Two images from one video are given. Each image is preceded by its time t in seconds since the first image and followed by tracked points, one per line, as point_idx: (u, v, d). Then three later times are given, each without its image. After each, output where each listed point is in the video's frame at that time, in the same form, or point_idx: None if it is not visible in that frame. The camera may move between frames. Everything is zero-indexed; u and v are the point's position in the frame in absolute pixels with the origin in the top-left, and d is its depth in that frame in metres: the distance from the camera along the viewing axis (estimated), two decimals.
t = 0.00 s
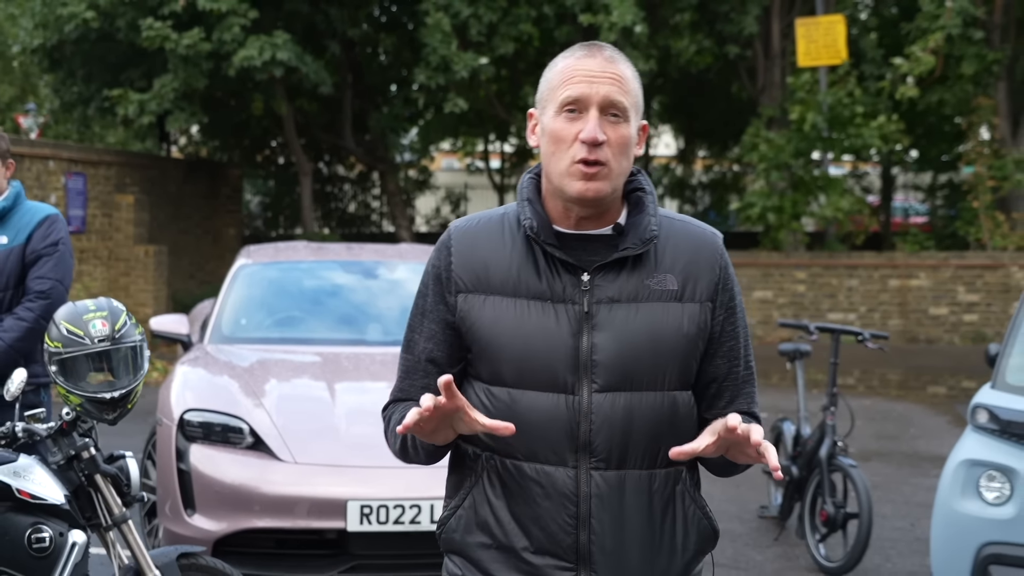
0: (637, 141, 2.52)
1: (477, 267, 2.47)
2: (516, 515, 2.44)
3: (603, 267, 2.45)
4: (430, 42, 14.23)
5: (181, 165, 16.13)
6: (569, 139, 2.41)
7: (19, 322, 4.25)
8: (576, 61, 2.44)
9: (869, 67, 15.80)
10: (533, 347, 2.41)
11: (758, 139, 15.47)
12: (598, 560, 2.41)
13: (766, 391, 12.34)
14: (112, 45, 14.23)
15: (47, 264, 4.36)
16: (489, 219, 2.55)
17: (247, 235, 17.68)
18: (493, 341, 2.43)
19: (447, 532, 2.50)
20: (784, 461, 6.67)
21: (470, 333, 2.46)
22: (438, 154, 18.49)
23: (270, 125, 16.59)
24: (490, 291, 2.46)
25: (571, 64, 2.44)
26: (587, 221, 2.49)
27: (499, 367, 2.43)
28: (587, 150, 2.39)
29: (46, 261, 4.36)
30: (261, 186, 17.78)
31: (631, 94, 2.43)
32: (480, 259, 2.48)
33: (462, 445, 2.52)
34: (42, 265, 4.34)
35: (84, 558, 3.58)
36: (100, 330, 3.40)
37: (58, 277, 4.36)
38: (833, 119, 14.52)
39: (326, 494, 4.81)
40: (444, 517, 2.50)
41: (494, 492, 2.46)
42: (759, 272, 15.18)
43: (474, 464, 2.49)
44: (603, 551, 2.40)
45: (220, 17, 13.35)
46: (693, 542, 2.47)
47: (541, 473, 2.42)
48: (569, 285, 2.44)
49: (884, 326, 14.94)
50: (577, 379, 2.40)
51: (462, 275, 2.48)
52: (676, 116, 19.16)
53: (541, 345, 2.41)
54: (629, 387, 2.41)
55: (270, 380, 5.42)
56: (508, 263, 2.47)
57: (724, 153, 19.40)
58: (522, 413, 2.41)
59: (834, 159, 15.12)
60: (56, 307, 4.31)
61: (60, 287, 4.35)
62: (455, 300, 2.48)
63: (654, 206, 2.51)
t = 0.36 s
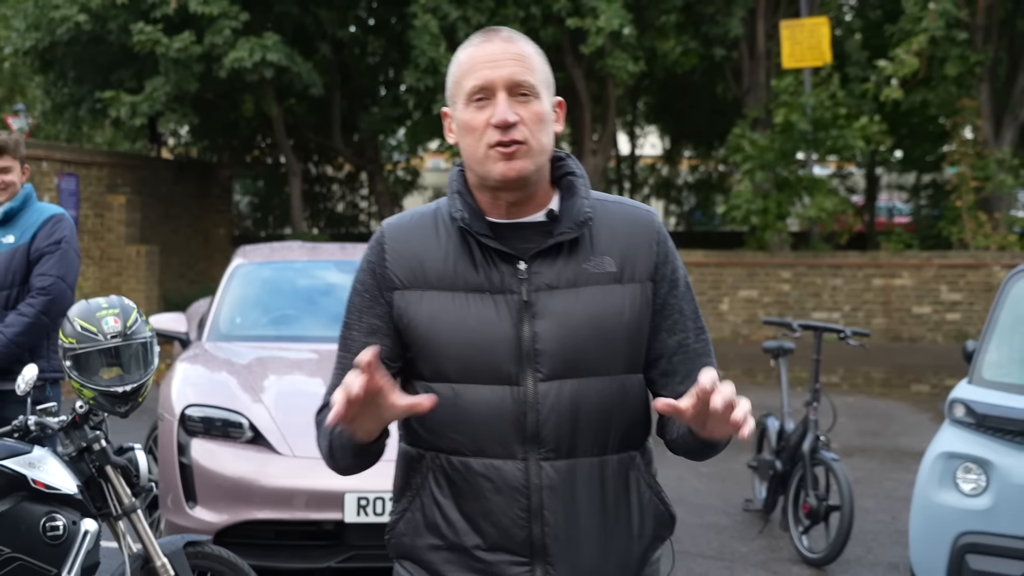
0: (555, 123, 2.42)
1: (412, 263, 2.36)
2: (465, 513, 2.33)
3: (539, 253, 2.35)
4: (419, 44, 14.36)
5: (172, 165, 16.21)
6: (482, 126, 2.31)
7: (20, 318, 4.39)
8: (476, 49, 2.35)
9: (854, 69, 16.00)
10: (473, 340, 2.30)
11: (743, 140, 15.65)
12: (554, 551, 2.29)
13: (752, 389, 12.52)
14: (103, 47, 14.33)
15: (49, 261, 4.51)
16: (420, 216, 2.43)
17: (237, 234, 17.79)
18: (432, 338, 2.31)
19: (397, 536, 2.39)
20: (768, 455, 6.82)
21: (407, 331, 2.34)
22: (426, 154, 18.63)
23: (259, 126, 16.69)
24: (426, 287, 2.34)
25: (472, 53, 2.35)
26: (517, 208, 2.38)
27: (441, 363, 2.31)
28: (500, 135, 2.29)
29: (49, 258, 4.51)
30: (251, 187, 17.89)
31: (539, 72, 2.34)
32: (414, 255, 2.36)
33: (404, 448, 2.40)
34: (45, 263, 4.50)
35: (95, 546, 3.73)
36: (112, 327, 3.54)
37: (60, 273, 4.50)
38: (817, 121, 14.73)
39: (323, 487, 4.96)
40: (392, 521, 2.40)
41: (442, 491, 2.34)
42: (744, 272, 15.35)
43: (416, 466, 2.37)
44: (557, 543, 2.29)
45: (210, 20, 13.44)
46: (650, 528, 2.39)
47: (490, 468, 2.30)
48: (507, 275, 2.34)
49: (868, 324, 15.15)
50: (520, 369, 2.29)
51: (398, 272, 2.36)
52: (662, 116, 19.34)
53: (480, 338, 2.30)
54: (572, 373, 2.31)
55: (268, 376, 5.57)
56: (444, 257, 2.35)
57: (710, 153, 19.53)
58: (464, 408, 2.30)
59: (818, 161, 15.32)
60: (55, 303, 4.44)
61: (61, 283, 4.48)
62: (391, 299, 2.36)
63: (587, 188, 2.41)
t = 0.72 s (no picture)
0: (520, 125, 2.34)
1: (368, 257, 2.29)
2: (418, 504, 2.21)
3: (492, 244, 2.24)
4: (417, 47, 14.53)
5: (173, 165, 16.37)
6: (450, 109, 2.23)
7: (56, 314, 4.81)
8: (457, 34, 2.28)
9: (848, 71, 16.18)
10: (424, 331, 2.20)
11: (738, 141, 15.84)
12: (505, 542, 2.17)
13: (746, 386, 12.71)
14: (105, 48, 14.50)
15: (81, 260, 4.94)
16: (380, 209, 2.36)
17: (237, 234, 17.98)
18: (385, 329, 2.23)
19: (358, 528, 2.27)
20: (762, 448, 7.00)
21: (364, 325, 2.27)
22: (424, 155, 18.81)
23: (259, 127, 16.86)
24: (381, 280, 2.27)
25: (454, 37, 2.28)
26: (474, 200, 2.30)
27: (394, 354, 2.22)
28: (467, 116, 2.21)
29: (80, 258, 4.94)
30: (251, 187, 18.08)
31: (511, 64, 2.26)
32: (369, 247, 2.30)
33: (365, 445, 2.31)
34: (77, 262, 4.92)
35: (116, 529, 3.88)
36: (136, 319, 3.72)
37: (91, 272, 4.94)
38: (811, 122, 14.94)
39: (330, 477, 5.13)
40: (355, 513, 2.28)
41: (395, 482, 2.23)
42: (739, 271, 15.55)
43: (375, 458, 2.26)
44: (507, 533, 2.17)
45: (212, 21, 13.59)
46: (602, 512, 2.21)
47: (440, 458, 2.19)
48: (459, 267, 2.24)
49: (861, 323, 15.35)
50: (471, 360, 2.18)
51: (354, 265, 2.29)
52: (658, 117, 19.53)
53: (432, 327, 2.20)
54: (523, 364, 2.19)
55: (278, 370, 5.73)
56: (399, 248, 2.27)
57: (707, 153, 19.47)
58: (417, 400, 2.20)
59: (813, 160, 15.51)
60: (88, 300, 4.89)
61: (92, 282, 4.93)
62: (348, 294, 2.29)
63: (540, 181, 2.30)
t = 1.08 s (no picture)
0: (537, 140, 2.44)
1: (381, 261, 2.44)
2: (412, 503, 2.37)
3: (500, 258, 2.37)
4: (420, 49, 14.70)
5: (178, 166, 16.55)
6: (467, 136, 2.34)
7: (74, 314, 4.95)
8: (473, 59, 2.37)
9: (845, 73, 16.36)
10: (427, 338, 2.35)
11: (737, 142, 16.02)
12: (487, 548, 2.32)
13: (745, 384, 12.91)
14: (111, 51, 14.65)
15: (101, 263, 5.05)
16: (397, 213, 2.50)
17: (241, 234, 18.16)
18: (391, 334, 2.38)
19: (362, 517, 2.46)
20: (760, 443, 7.19)
21: (373, 325, 2.43)
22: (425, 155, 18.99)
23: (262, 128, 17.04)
24: (390, 284, 2.42)
25: (469, 61, 2.38)
26: (490, 217, 2.40)
27: (397, 357, 2.38)
28: (484, 147, 2.31)
29: (101, 260, 5.05)
30: (254, 187, 18.25)
31: (528, 91, 2.36)
32: (383, 253, 2.44)
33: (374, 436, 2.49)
34: (97, 264, 5.03)
35: (144, 515, 4.08)
36: (164, 316, 3.92)
37: (109, 275, 5.05)
38: (809, 122, 15.13)
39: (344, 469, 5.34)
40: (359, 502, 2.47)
41: (394, 480, 2.40)
42: (738, 271, 15.75)
43: (380, 454, 2.44)
44: (489, 537, 2.32)
45: (218, 24, 13.77)
46: (585, 524, 2.34)
47: (434, 461, 2.35)
48: (467, 277, 2.37)
49: (859, 322, 15.55)
50: (468, 369, 2.32)
51: (368, 269, 2.45)
52: (657, 118, 19.69)
53: (435, 335, 2.34)
54: (519, 377, 2.32)
55: (292, 366, 5.93)
56: (410, 255, 2.41)
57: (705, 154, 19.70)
58: (417, 404, 2.36)
59: (811, 161, 15.68)
60: (106, 301, 5.02)
61: (111, 284, 5.05)
62: (361, 293, 2.45)
63: (554, 198, 2.42)
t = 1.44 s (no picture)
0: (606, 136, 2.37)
1: (435, 241, 2.36)
2: (449, 483, 2.26)
3: (555, 246, 2.29)
4: (424, 51, 14.92)
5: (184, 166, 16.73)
6: (538, 123, 2.26)
7: (97, 308, 5.12)
8: (552, 50, 2.29)
9: (843, 75, 16.56)
10: (474, 318, 2.26)
11: (736, 143, 16.21)
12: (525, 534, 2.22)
13: (744, 381, 13.12)
14: (119, 52, 14.82)
15: (123, 260, 5.23)
16: (456, 199, 2.43)
17: (246, 233, 18.37)
18: (439, 313, 2.29)
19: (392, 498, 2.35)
20: (761, 435, 7.38)
21: (420, 303, 2.33)
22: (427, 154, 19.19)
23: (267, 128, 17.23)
24: (442, 263, 2.33)
25: (548, 52, 2.29)
26: (549, 204, 2.32)
27: (442, 336, 2.29)
28: (555, 136, 2.24)
29: (123, 256, 5.23)
30: (259, 187, 18.45)
31: (604, 87, 2.29)
32: (439, 232, 2.37)
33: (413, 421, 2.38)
34: (120, 261, 5.21)
35: (176, 499, 4.26)
36: (197, 309, 4.10)
37: (131, 271, 5.22)
38: (807, 122, 15.33)
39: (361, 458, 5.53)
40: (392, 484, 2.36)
41: (432, 461, 2.29)
42: (738, 270, 15.94)
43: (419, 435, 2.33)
44: (529, 523, 2.21)
45: (225, 26, 13.96)
46: (628, 522, 2.23)
47: (475, 443, 2.24)
48: (520, 262, 2.29)
49: (857, 320, 15.76)
50: (517, 353, 2.23)
51: (421, 247, 2.37)
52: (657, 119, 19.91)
53: (483, 315, 2.26)
54: (569, 364, 2.22)
55: (309, 360, 6.13)
56: (465, 237, 2.34)
57: (704, 154, 19.92)
58: (461, 382, 2.26)
59: (809, 161, 15.89)
60: (128, 296, 5.19)
61: (133, 279, 5.23)
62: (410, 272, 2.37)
63: (613, 194, 2.33)
